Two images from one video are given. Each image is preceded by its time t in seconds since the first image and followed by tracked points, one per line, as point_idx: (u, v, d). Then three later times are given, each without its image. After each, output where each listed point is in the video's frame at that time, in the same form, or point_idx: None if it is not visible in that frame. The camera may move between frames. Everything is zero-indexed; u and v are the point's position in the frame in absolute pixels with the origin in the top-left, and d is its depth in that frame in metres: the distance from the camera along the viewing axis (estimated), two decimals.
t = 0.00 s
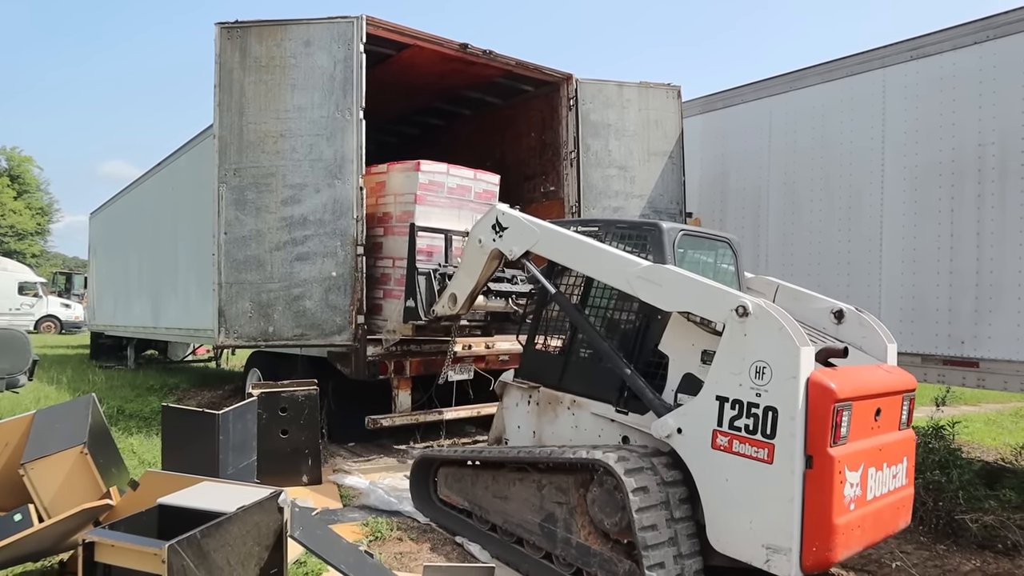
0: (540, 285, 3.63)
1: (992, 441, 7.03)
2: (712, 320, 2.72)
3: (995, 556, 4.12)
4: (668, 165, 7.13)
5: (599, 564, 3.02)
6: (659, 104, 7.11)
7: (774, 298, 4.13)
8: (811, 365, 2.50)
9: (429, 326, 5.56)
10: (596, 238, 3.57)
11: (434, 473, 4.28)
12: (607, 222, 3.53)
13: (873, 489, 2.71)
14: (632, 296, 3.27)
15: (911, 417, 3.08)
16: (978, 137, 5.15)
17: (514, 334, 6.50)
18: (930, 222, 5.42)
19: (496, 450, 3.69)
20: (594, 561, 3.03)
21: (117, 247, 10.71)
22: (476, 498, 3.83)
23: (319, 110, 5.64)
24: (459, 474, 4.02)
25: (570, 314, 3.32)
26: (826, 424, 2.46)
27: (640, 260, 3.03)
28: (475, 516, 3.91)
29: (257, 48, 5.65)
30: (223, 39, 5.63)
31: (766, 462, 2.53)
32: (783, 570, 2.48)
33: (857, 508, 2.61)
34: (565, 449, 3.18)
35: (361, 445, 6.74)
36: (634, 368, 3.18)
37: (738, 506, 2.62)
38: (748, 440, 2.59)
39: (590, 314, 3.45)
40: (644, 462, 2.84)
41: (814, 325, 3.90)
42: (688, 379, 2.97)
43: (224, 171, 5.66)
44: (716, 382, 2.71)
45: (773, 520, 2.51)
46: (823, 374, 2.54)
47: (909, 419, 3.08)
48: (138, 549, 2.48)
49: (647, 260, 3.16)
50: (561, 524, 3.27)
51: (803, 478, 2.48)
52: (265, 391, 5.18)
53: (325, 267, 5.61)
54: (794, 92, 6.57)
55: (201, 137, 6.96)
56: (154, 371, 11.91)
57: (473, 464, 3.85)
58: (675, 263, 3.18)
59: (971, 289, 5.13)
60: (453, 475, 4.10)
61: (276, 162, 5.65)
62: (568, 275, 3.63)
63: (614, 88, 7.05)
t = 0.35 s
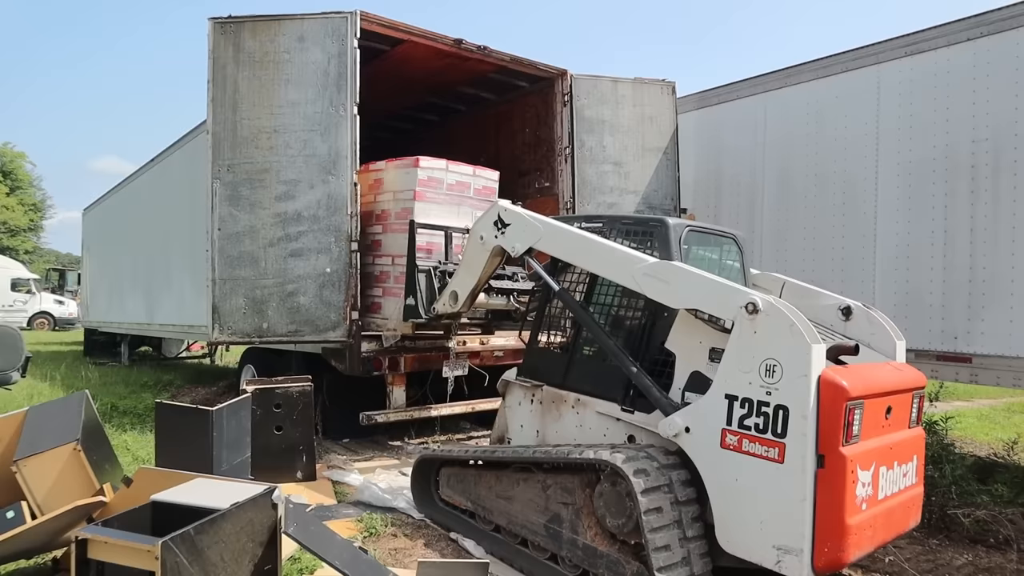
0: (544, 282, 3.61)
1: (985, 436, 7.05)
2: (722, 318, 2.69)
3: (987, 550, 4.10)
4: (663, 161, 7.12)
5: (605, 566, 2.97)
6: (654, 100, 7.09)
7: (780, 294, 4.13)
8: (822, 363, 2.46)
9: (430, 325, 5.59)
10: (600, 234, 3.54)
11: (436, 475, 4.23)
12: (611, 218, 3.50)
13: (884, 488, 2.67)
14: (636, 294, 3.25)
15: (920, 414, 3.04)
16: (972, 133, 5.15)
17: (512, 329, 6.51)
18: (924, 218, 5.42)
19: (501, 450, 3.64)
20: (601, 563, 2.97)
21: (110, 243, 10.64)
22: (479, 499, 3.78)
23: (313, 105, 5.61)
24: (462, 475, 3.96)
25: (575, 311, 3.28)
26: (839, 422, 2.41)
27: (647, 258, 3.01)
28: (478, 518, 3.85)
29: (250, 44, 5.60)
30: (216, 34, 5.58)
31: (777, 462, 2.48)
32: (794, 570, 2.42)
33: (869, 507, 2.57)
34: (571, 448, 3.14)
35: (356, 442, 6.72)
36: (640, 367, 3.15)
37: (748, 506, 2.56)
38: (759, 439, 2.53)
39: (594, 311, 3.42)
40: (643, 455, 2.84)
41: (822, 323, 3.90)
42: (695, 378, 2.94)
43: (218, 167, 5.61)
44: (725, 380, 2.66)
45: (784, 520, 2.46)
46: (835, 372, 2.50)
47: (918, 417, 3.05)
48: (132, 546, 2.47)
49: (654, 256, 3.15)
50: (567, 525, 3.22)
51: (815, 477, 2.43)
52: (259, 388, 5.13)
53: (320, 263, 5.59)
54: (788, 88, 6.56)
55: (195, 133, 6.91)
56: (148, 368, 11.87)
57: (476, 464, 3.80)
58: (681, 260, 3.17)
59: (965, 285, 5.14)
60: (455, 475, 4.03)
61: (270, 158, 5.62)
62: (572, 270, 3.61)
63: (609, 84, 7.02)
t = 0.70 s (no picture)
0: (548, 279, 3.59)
1: (978, 431, 7.07)
2: (732, 316, 2.66)
3: (979, 544, 4.08)
4: (658, 157, 7.11)
5: (612, 567, 2.93)
6: (648, 96, 7.07)
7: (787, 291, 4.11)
8: (834, 362, 2.44)
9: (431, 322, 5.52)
10: (605, 231, 3.52)
11: (439, 474, 4.17)
12: (618, 214, 3.48)
13: (895, 488, 2.65)
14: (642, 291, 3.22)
15: (930, 413, 3.02)
16: (965, 130, 5.15)
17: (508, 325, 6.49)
18: (917, 214, 5.42)
19: (505, 449, 3.61)
20: (608, 564, 2.94)
21: (104, 239, 10.57)
22: (483, 499, 3.72)
23: (307, 101, 5.58)
24: (465, 474, 3.90)
25: (581, 308, 3.26)
26: (850, 422, 2.39)
27: (654, 254, 2.98)
28: (483, 518, 3.80)
29: (244, 39, 5.55)
30: (210, 30, 5.53)
31: (789, 463, 2.46)
32: (806, 572, 2.41)
33: (881, 508, 2.55)
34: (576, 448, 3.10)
35: (350, 438, 6.70)
36: (648, 365, 3.13)
37: (758, 508, 2.55)
38: (769, 440, 2.51)
39: (600, 308, 3.40)
40: (659, 463, 2.78)
41: (829, 320, 3.88)
42: (704, 376, 2.92)
43: (212, 163, 5.57)
44: (734, 380, 2.64)
45: (796, 522, 2.44)
46: (847, 372, 2.48)
47: (928, 416, 3.02)
48: (125, 543, 2.44)
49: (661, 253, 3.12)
50: (573, 526, 3.17)
51: (827, 478, 2.42)
52: (253, 384, 5.09)
53: (314, 259, 5.56)
54: (782, 85, 6.55)
55: (189, 128, 6.86)
56: (142, 364, 11.82)
57: (480, 463, 3.74)
58: (689, 256, 3.15)
59: (957, 280, 5.15)
60: (458, 474, 3.98)
61: (264, 154, 5.58)
62: (577, 266, 3.57)
63: (603, 80, 7.00)
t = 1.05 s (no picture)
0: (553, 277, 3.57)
1: (969, 427, 7.09)
2: (741, 315, 2.65)
3: (970, 539, 4.10)
4: (652, 155, 7.10)
5: (621, 569, 2.92)
6: (642, 94, 7.06)
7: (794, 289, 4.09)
8: (846, 361, 2.42)
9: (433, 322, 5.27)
10: (610, 229, 3.51)
11: (441, 475, 4.14)
12: (622, 211, 3.47)
13: (906, 488, 2.64)
14: (647, 290, 3.21)
15: (939, 412, 3.01)
16: (957, 127, 5.16)
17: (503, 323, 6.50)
18: (909, 212, 5.42)
19: (510, 450, 3.58)
20: (616, 566, 2.93)
21: (97, 236, 10.50)
22: (487, 501, 3.70)
23: (301, 99, 5.55)
24: (469, 475, 3.88)
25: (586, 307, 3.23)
26: (863, 422, 2.38)
27: (660, 253, 2.96)
28: (487, 519, 3.77)
29: (237, 36, 5.51)
30: (203, 27, 5.49)
31: (800, 463, 2.45)
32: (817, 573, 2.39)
33: (892, 509, 2.54)
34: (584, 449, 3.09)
35: (345, 436, 6.69)
36: (654, 364, 3.11)
37: (769, 509, 2.53)
38: (780, 440, 2.50)
39: (604, 307, 3.38)
40: (680, 482, 2.69)
41: (836, 318, 3.87)
42: (712, 376, 2.90)
43: (205, 160, 5.53)
44: (744, 379, 2.63)
45: (807, 523, 2.43)
46: (858, 371, 2.46)
47: (937, 415, 3.01)
48: (120, 541, 2.43)
49: (668, 250, 3.12)
50: (579, 528, 3.15)
51: (839, 479, 2.40)
52: (248, 382, 5.07)
53: (308, 256, 5.54)
54: (776, 82, 6.54)
55: (182, 125, 6.81)
56: (135, 362, 11.75)
57: (484, 464, 3.72)
58: (695, 254, 3.14)
59: (949, 278, 5.16)
60: (461, 475, 3.95)
61: (258, 151, 5.54)
62: (582, 264, 3.55)
63: (598, 77, 6.98)
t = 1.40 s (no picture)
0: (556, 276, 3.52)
1: (963, 424, 7.10)
2: (750, 313, 2.63)
3: (963, 535, 4.10)
4: (647, 152, 7.08)
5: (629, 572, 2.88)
6: (637, 91, 7.04)
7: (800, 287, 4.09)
8: (858, 360, 2.41)
9: (435, 322, 5.15)
10: (615, 227, 3.49)
11: (444, 477, 4.08)
12: (628, 209, 3.43)
13: (917, 488, 2.63)
14: (651, 289, 3.19)
15: (948, 411, 3.00)
16: (950, 125, 5.16)
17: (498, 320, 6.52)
18: (903, 210, 5.42)
19: (514, 452, 3.53)
20: (624, 568, 2.88)
21: (91, 235, 10.45)
22: (492, 502, 3.64)
23: (296, 97, 5.51)
24: (473, 477, 3.82)
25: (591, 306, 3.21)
26: (875, 420, 2.37)
27: (667, 251, 2.94)
28: (491, 521, 3.71)
29: (232, 34, 5.47)
30: (197, 24, 5.46)
31: (811, 462, 2.44)
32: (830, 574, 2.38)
33: (905, 508, 2.53)
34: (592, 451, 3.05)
35: (340, 434, 6.67)
36: (661, 364, 3.08)
37: (780, 509, 2.52)
38: (791, 439, 2.48)
39: (609, 306, 3.35)
40: (696, 500, 2.63)
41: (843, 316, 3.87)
42: (720, 375, 2.87)
43: (199, 158, 5.50)
44: (753, 378, 2.61)
45: (819, 523, 2.41)
46: (871, 369, 2.45)
47: (947, 414, 3.00)
48: (115, 539, 2.40)
49: (675, 249, 3.10)
50: (586, 530, 3.11)
51: (851, 479, 2.39)
52: (243, 380, 5.03)
53: (303, 254, 5.51)
54: (771, 80, 6.52)
55: (176, 123, 6.77)
56: (130, 360, 11.70)
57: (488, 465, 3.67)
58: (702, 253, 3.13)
59: (942, 275, 5.17)
60: (465, 477, 3.90)
61: (253, 149, 5.51)
62: (586, 263, 3.53)
63: (592, 75, 6.97)
